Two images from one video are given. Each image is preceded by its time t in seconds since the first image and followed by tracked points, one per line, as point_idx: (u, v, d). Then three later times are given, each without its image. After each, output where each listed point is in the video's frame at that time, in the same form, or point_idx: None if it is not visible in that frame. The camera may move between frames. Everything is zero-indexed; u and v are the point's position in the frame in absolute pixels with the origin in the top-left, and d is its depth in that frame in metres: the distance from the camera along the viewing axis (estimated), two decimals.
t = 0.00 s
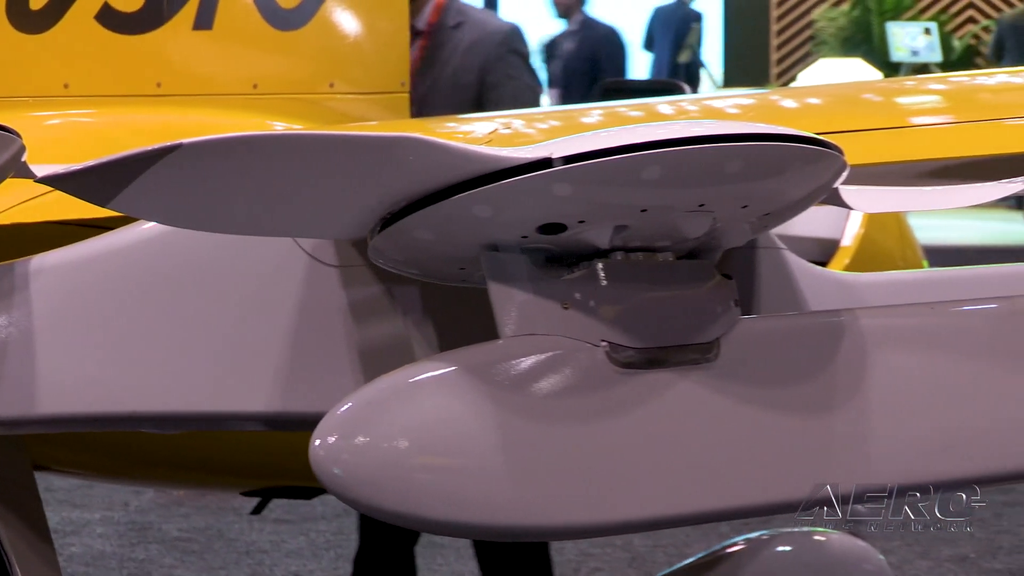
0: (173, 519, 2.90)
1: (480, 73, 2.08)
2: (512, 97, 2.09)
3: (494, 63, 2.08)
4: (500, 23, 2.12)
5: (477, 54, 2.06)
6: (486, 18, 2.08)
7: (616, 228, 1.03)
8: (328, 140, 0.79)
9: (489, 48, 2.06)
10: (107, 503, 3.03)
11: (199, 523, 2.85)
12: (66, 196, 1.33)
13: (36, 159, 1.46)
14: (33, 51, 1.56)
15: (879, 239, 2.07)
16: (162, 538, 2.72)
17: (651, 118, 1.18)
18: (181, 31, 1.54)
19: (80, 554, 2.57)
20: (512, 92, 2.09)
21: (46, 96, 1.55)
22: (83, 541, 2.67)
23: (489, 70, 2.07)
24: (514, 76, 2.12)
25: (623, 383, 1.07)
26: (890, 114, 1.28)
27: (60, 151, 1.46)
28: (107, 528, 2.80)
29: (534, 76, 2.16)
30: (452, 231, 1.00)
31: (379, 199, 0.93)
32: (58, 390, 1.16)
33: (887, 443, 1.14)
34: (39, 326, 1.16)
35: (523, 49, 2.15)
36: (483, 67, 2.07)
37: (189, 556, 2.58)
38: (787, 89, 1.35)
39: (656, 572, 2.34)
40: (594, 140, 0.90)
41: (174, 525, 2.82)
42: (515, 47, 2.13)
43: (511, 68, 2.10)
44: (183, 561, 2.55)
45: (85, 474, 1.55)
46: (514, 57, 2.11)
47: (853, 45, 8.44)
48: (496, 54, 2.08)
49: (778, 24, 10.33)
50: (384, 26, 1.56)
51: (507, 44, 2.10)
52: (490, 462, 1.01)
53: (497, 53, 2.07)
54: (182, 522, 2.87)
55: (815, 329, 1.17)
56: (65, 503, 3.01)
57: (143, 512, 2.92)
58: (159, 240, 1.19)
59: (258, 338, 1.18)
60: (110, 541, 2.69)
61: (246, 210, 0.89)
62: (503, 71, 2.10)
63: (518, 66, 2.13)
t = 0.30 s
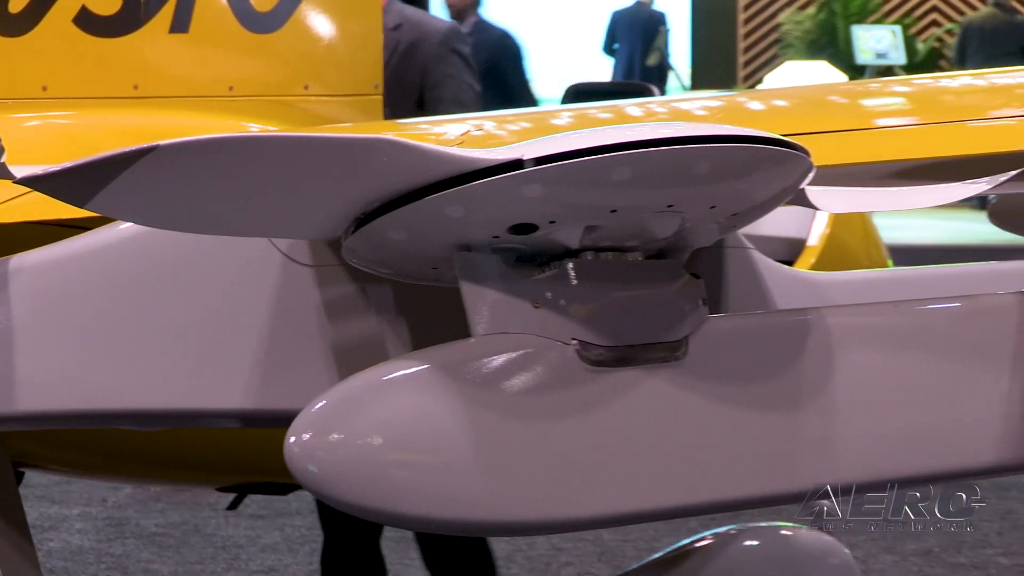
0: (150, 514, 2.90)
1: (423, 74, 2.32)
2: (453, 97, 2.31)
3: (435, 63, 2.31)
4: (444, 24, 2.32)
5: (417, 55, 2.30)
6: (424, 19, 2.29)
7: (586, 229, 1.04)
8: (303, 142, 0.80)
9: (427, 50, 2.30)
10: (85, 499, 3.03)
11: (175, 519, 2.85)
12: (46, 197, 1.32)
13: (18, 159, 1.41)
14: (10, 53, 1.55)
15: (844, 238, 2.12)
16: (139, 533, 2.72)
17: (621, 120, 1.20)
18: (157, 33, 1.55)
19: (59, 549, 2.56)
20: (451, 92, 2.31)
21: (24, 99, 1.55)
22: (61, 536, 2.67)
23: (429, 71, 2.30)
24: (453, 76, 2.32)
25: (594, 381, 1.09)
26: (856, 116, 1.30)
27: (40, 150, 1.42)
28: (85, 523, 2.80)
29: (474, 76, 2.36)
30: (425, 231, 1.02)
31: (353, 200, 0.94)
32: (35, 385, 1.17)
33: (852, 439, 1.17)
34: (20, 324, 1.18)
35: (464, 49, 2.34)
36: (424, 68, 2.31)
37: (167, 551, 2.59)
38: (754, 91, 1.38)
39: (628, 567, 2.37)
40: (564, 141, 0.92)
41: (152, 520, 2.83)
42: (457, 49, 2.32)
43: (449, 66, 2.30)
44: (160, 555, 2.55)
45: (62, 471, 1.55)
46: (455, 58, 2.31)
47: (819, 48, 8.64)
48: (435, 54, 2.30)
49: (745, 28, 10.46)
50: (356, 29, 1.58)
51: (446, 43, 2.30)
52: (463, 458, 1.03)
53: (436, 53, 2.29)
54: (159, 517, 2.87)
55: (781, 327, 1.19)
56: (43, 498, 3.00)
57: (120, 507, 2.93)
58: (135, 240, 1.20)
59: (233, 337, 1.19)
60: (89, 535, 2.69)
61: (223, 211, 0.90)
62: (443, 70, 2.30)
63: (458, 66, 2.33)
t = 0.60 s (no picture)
0: (130, 511, 2.90)
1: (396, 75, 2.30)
2: (426, 96, 2.27)
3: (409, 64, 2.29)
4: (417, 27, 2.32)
5: (392, 54, 2.28)
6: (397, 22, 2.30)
7: (559, 229, 1.06)
8: (281, 143, 0.82)
9: (401, 49, 2.29)
10: (66, 495, 3.03)
11: (155, 515, 2.86)
12: (28, 197, 1.31)
13: None
14: None
15: (812, 239, 2.15)
16: (119, 529, 2.72)
17: (593, 122, 1.23)
18: (136, 37, 1.57)
19: (39, 544, 2.56)
20: (424, 91, 2.28)
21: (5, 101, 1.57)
22: (42, 532, 2.67)
23: (402, 72, 2.28)
24: (427, 76, 2.29)
25: (566, 378, 1.11)
26: (824, 119, 1.32)
27: (22, 154, 1.36)
28: (66, 518, 2.80)
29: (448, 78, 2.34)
30: (400, 231, 1.03)
31: (330, 200, 0.96)
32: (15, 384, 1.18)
33: (821, 437, 1.19)
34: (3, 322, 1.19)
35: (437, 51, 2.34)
36: (398, 69, 2.29)
37: (147, 546, 2.59)
38: (725, 94, 1.40)
39: (600, 562, 2.40)
40: (537, 143, 0.94)
41: (131, 516, 2.83)
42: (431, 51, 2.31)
43: (423, 66, 2.28)
44: (140, 551, 2.55)
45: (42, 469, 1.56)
46: (427, 58, 2.30)
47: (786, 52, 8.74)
48: (408, 55, 2.28)
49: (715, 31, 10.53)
50: (332, 32, 1.58)
51: (418, 44, 2.29)
52: (438, 455, 1.05)
53: (409, 54, 2.28)
54: (138, 513, 2.87)
55: (750, 325, 1.21)
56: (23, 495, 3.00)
57: (100, 504, 2.93)
58: (116, 242, 1.21)
59: (211, 335, 1.20)
60: (69, 531, 2.69)
61: (202, 211, 0.91)
62: (417, 70, 2.28)
63: (431, 67, 2.31)
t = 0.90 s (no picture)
0: (111, 507, 2.90)
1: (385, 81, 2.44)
2: (411, 102, 2.42)
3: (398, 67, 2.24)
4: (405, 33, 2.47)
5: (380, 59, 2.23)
6: (388, 29, 2.46)
7: (534, 229, 1.08)
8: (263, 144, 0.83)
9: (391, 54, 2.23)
10: (48, 491, 3.03)
11: (135, 511, 2.86)
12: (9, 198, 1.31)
13: None
14: None
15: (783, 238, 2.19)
16: (100, 524, 2.72)
17: (566, 124, 1.24)
18: (118, 41, 1.58)
19: (20, 540, 2.56)
20: (412, 97, 2.42)
21: None
22: (23, 527, 2.67)
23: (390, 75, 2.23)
24: (414, 82, 2.44)
25: (541, 377, 1.12)
26: (794, 121, 1.34)
27: None
28: (47, 514, 2.80)
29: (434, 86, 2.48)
30: (377, 232, 1.04)
31: (309, 201, 0.97)
32: None
33: (792, 434, 1.21)
34: None
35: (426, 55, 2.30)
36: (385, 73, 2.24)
37: (127, 542, 2.59)
38: (697, 96, 1.42)
39: (574, 557, 2.42)
40: (512, 144, 0.95)
41: (113, 512, 2.83)
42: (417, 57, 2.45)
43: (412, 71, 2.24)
44: (121, 547, 2.55)
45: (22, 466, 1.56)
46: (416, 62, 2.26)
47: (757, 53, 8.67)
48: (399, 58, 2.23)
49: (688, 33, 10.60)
50: (309, 34, 1.60)
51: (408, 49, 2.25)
52: (416, 452, 1.06)
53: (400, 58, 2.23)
54: (120, 509, 2.87)
55: (721, 324, 1.24)
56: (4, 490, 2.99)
57: (82, 500, 2.93)
58: (99, 243, 1.21)
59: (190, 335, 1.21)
60: (50, 527, 2.69)
61: (183, 212, 0.93)
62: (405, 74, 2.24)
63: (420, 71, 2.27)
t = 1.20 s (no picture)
0: (94, 503, 2.90)
1: (372, 89, 2.18)
2: (400, 113, 2.18)
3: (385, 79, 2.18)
4: (394, 41, 2.22)
5: (369, 71, 2.16)
6: (378, 36, 2.20)
7: (510, 230, 1.10)
8: (244, 147, 0.85)
9: (379, 66, 2.16)
10: (30, 488, 3.03)
11: (117, 508, 2.85)
12: None
13: None
14: None
15: (754, 239, 2.24)
16: (83, 521, 2.72)
17: (542, 127, 1.26)
18: (100, 44, 1.59)
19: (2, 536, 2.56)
20: (401, 108, 2.18)
21: None
22: (5, 524, 2.66)
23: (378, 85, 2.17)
24: (402, 92, 2.20)
25: (516, 376, 1.14)
26: (766, 124, 1.35)
27: None
28: (30, 511, 2.79)
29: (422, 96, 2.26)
30: (355, 233, 1.06)
31: (288, 202, 0.98)
32: None
33: (764, 431, 1.23)
34: None
35: (414, 68, 2.24)
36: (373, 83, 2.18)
37: (109, 538, 2.59)
38: (669, 99, 1.45)
39: (549, 552, 2.44)
40: (487, 147, 0.97)
41: (95, 508, 2.82)
42: (405, 67, 2.22)
43: (400, 82, 2.18)
44: (102, 543, 2.55)
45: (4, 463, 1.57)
46: (402, 75, 2.21)
47: (730, 58, 8.76)
48: (385, 69, 2.17)
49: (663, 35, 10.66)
50: (288, 42, 1.60)
51: (396, 61, 2.19)
52: (394, 450, 1.08)
53: (387, 70, 2.17)
54: (102, 506, 2.87)
55: (694, 323, 1.26)
56: None
57: (64, 497, 2.92)
58: (81, 243, 1.24)
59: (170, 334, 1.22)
60: (33, 523, 2.68)
61: (165, 213, 0.94)
62: (393, 86, 2.18)
63: (408, 84, 2.21)
